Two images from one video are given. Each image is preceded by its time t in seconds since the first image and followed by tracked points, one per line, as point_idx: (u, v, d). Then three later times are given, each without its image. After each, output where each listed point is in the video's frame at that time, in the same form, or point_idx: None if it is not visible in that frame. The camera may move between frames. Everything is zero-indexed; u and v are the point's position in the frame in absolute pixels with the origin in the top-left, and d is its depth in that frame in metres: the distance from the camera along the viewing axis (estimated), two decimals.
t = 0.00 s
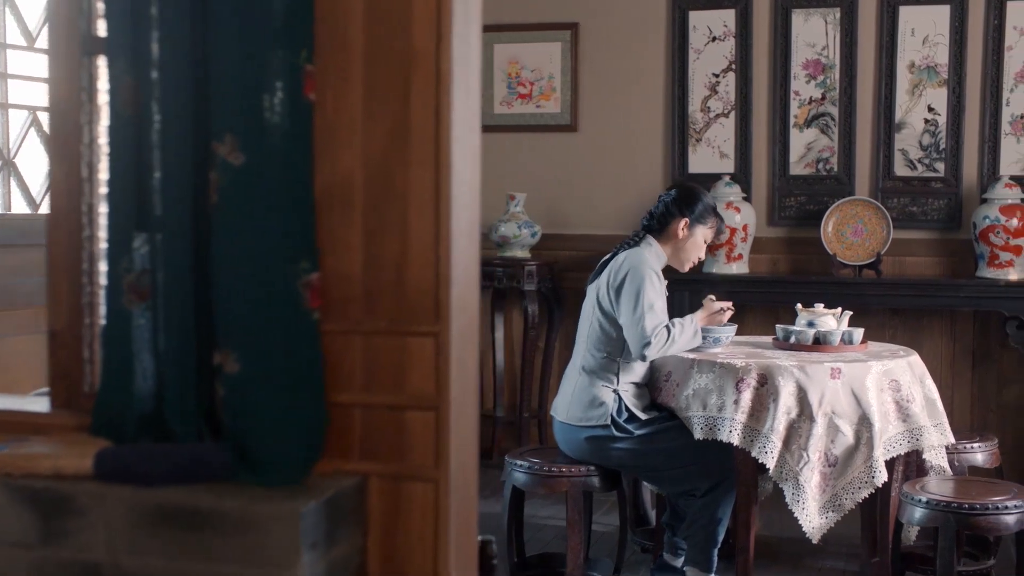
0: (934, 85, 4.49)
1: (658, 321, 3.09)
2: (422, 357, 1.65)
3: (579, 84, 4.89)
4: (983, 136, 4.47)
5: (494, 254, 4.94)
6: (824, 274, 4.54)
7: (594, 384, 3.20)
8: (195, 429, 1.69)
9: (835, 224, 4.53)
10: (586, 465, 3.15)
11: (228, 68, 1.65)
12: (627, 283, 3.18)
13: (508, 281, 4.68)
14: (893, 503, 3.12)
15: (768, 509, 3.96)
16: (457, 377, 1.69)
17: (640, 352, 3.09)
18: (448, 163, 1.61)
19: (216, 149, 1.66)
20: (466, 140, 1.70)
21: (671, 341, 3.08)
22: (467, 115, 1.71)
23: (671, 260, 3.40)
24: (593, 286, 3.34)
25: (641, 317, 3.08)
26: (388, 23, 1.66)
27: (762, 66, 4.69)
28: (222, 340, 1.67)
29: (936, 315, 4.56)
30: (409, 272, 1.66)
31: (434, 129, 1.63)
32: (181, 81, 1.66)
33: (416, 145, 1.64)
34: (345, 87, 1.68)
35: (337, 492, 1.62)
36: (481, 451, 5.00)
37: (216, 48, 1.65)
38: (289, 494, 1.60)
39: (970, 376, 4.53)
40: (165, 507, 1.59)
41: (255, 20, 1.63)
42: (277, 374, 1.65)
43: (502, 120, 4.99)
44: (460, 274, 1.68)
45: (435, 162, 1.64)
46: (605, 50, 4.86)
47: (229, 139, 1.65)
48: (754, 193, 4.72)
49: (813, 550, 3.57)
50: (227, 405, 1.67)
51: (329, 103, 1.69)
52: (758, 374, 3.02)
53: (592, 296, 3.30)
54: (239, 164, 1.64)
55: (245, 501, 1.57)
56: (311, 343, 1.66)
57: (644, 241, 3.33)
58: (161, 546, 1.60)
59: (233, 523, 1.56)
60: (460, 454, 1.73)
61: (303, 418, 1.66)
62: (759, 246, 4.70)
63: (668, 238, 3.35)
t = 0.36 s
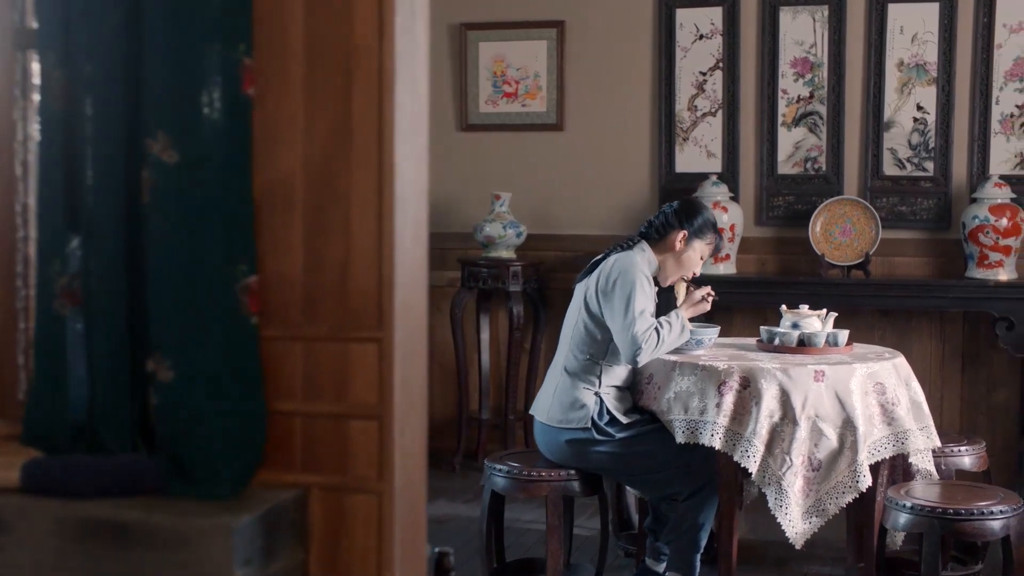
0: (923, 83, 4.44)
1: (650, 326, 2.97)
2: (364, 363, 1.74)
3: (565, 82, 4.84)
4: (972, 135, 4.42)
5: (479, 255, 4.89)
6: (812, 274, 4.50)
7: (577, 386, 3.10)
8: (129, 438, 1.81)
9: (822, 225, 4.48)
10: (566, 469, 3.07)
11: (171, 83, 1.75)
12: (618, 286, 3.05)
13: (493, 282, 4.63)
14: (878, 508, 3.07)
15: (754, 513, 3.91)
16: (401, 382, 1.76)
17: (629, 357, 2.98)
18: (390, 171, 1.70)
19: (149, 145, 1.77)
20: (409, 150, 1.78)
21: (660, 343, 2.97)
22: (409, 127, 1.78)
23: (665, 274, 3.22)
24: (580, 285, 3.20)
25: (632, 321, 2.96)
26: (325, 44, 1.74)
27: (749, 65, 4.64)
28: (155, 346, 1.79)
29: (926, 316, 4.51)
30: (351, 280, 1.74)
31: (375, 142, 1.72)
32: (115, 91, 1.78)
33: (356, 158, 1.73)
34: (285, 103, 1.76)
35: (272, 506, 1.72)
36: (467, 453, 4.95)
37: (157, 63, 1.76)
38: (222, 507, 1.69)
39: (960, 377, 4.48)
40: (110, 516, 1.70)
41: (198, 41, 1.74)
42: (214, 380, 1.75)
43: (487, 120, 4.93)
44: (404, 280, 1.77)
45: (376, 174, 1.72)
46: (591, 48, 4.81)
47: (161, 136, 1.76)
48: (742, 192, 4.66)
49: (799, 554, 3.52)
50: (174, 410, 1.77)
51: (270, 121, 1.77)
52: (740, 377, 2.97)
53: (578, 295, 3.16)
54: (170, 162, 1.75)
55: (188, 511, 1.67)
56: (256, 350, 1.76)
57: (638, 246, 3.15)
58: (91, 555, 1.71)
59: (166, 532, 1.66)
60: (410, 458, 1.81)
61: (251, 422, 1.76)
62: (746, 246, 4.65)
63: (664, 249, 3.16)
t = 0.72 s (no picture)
0: (919, 80, 4.38)
1: (636, 325, 2.92)
2: (309, 372, 1.57)
3: (558, 79, 4.78)
4: (970, 133, 4.35)
5: (471, 254, 4.83)
6: (807, 273, 4.44)
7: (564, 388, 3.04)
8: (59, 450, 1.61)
9: (818, 224, 4.42)
10: (553, 473, 3.03)
11: (97, 50, 1.53)
12: (605, 284, 3.00)
13: (485, 282, 4.58)
14: (871, 513, 3.01)
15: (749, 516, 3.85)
16: (351, 393, 1.59)
17: (615, 356, 2.92)
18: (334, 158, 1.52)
19: (80, 142, 1.54)
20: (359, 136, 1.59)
21: (648, 344, 2.92)
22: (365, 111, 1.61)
23: (653, 274, 3.16)
24: (567, 285, 3.15)
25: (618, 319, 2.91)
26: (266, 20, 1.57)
27: (744, 62, 4.58)
28: (85, 351, 1.57)
29: (923, 316, 4.45)
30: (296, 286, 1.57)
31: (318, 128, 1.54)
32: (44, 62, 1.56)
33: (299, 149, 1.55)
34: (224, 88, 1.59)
35: (211, 522, 1.57)
36: (460, 455, 4.90)
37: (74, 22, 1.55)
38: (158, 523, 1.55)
39: (958, 378, 4.43)
40: (37, 532, 1.55)
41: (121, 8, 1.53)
42: (137, 390, 1.57)
43: (479, 117, 4.88)
44: (353, 282, 1.58)
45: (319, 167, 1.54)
46: (584, 44, 4.75)
47: (93, 132, 1.54)
48: (737, 191, 4.61)
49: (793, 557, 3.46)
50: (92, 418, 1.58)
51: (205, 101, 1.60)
52: (729, 379, 2.91)
53: (566, 296, 3.11)
54: (102, 160, 1.54)
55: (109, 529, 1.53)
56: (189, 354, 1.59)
57: (625, 244, 3.09)
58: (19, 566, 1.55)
59: (92, 552, 1.51)
60: (360, 479, 1.64)
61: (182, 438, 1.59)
62: (741, 246, 4.59)
63: (652, 248, 3.11)
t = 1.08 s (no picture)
0: (930, 77, 4.31)
1: (628, 327, 2.88)
2: (261, 375, 1.37)
3: (563, 76, 4.73)
4: (981, 130, 4.28)
5: (475, 253, 4.78)
6: (815, 273, 4.38)
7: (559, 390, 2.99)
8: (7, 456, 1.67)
9: (826, 223, 4.36)
10: (552, 476, 2.97)
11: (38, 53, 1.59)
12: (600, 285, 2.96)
13: (489, 281, 4.53)
14: (875, 518, 2.96)
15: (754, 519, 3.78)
16: (314, 403, 1.41)
17: (606, 358, 2.87)
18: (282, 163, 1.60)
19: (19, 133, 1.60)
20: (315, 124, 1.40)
21: (639, 346, 2.87)
22: (324, 103, 1.42)
23: (653, 275, 3.12)
24: (565, 286, 3.11)
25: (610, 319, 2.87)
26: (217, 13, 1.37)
27: (751, 58, 4.51)
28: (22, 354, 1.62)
29: (933, 316, 4.38)
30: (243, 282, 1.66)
31: (270, 110, 1.35)
32: None
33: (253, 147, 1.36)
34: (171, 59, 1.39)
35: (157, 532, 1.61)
36: (464, 456, 4.85)
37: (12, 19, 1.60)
38: (89, 540, 1.33)
39: (969, 379, 4.36)
40: None
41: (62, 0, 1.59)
42: (79, 395, 1.35)
43: (484, 115, 4.83)
44: (308, 279, 1.40)
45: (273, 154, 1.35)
46: (589, 41, 4.69)
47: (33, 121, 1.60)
48: (744, 190, 4.54)
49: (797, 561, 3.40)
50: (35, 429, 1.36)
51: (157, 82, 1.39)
52: (730, 381, 2.85)
53: (563, 296, 3.07)
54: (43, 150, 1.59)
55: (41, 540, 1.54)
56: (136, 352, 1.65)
57: (623, 243, 3.06)
58: None
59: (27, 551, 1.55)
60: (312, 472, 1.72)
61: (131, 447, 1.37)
62: (748, 245, 4.53)
63: (651, 248, 3.07)
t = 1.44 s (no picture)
0: (949, 73, 4.24)
1: (640, 328, 2.82)
2: (222, 387, 1.17)
3: (577, 73, 4.68)
4: (1001, 126, 4.21)
5: (488, 252, 4.73)
6: (832, 273, 4.31)
7: (567, 392, 2.93)
8: None
9: (843, 221, 4.29)
10: (559, 479, 2.92)
11: None
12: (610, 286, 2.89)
13: (501, 281, 4.48)
14: (888, 523, 2.90)
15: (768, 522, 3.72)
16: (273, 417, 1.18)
17: (619, 360, 2.82)
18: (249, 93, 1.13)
19: None
20: (280, 118, 1.19)
21: (651, 348, 2.81)
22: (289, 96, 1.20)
23: (663, 276, 3.07)
24: (572, 285, 3.05)
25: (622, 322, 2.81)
26: None
27: (766, 54, 4.45)
28: None
29: (952, 316, 4.31)
30: (201, 262, 1.17)
31: (232, 79, 1.15)
32: None
33: (213, 64, 1.16)
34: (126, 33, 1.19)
35: None
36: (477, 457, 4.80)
37: None
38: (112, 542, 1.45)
39: (988, 380, 4.28)
40: None
41: None
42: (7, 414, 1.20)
43: (497, 112, 4.78)
44: (272, 280, 1.18)
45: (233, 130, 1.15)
46: (604, 37, 4.64)
47: None
48: (759, 188, 4.48)
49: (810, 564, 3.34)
50: None
51: (113, 90, 1.19)
52: (740, 383, 2.80)
53: (570, 296, 3.00)
54: None
55: None
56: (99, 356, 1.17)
57: (633, 243, 3.00)
58: None
59: None
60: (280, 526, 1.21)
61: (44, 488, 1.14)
62: (764, 244, 4.47)
63: (661, 248, 3.02)
